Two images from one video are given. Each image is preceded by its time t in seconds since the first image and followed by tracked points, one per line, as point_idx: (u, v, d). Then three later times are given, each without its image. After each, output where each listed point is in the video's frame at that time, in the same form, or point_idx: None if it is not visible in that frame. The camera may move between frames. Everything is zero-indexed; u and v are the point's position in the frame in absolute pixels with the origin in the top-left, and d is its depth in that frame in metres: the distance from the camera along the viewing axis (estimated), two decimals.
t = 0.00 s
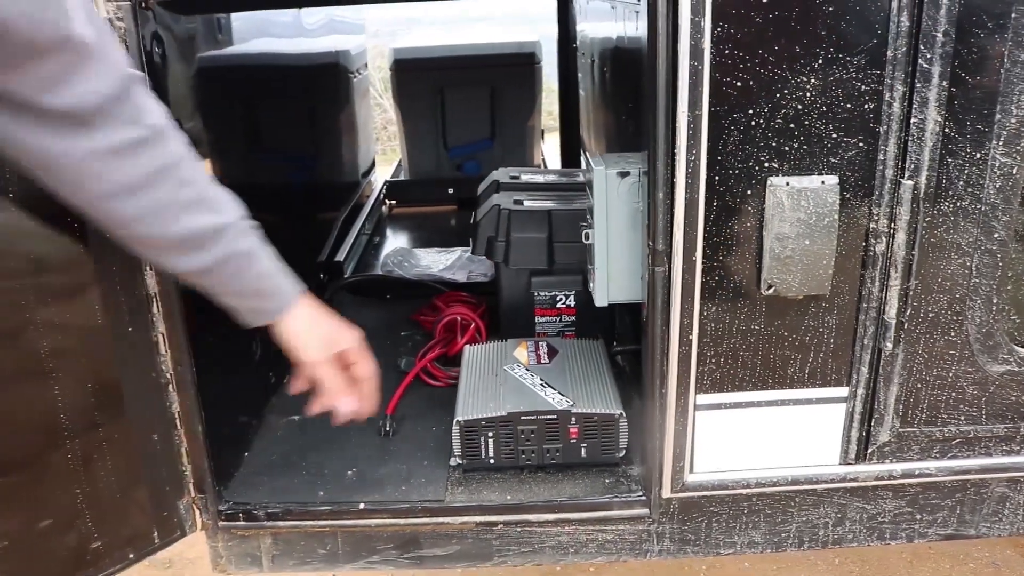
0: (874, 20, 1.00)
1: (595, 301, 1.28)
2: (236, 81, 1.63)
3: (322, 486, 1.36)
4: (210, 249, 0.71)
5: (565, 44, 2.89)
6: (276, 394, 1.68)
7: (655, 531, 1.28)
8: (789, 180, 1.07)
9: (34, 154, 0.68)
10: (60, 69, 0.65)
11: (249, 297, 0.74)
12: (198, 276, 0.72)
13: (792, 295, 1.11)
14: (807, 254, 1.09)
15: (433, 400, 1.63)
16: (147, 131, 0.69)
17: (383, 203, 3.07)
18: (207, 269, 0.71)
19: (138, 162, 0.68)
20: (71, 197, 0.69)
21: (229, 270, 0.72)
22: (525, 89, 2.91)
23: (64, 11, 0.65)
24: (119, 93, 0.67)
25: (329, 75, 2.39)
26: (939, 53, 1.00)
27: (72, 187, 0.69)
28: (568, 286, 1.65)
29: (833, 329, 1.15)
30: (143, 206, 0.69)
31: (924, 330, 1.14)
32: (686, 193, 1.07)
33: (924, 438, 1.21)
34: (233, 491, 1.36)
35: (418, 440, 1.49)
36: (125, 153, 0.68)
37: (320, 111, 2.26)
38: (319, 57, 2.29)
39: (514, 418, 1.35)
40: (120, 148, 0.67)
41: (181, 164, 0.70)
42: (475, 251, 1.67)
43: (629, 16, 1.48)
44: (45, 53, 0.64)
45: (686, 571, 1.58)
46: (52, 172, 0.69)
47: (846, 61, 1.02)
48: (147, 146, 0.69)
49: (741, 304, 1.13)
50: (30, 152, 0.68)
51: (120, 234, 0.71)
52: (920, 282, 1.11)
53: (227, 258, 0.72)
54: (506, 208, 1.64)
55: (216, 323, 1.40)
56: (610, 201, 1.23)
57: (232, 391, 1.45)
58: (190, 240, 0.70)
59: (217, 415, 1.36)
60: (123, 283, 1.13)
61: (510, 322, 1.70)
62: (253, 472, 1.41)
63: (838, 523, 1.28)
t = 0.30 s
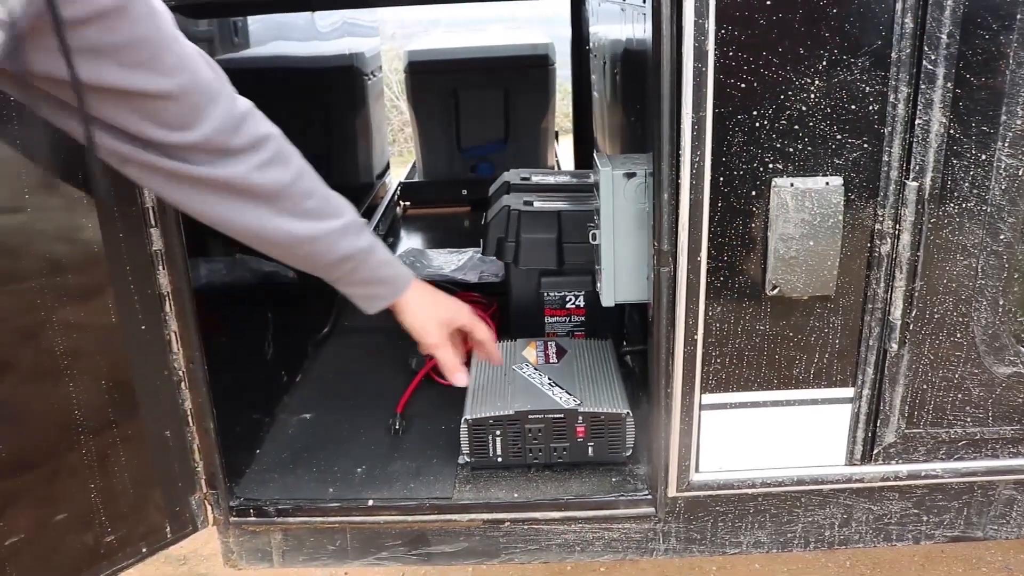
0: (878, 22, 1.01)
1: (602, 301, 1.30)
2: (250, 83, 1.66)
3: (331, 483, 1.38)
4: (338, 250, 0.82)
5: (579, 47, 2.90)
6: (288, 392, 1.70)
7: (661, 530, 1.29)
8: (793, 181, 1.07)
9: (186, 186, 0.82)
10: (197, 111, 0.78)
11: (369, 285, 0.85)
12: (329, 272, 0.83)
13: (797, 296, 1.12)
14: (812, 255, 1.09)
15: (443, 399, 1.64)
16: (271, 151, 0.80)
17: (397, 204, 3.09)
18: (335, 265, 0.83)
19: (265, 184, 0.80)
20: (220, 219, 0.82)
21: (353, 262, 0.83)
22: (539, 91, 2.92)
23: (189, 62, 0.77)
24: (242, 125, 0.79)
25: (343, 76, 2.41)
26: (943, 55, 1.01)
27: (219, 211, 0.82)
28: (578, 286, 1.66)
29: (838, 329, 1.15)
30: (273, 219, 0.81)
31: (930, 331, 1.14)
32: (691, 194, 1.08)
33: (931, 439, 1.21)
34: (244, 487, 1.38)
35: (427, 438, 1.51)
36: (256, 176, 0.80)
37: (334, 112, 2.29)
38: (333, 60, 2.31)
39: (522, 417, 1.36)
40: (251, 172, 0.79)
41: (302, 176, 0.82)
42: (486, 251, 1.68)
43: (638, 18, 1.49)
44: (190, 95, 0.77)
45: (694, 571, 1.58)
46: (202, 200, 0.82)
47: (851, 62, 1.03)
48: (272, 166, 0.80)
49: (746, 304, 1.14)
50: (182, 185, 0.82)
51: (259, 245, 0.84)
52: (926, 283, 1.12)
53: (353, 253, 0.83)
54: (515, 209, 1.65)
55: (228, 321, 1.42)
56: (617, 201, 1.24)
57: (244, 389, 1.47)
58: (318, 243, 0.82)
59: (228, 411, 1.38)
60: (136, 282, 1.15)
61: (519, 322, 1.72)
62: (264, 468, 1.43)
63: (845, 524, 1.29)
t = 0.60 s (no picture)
0: (883, 19, 1.02)
1: (609, 296, 1.31)
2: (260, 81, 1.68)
3: (341, 476, 1.39)
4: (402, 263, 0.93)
5: (588, 44, 2.91)
6: (298, 386, 1.72)
7: (668, 524, 1.30)
8: (799, 177, 1.08)
9: (255, 209, 0.88)
10: (268, 140, 0.84)
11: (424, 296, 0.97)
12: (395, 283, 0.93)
13: (803, 290, 1.13)
14: (817, 250, 1.10)
15: (451, 393, 1.66)
16: (337, 173, 0.88)
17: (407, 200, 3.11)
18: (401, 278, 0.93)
19: (336, 206, 0.88)
20: (289, 238, 0.90)
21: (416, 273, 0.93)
22: (547, 88, 2.93)
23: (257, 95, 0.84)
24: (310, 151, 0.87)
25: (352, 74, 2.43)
26: (948, 51, 1.01)
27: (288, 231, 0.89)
28: (586, 282, 1.69)
29: (844, 324, 1.16)
30: (344, 238, 0.90)
31: (936, 325, 1.15)
32: (697, 189, 1.09)
33: (936, 433, 1.21)
34: (255, 480, 1.39)
35: (436, 432, 1.52)
36: (327, 200, 0.87)
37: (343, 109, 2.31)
38: (342, 58, 2.33)
39: (530, 411, 1.38)
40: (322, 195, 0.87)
41: (364, 195, 0.90)
42: (494, 247, 1.70)
43: (645, 16, 1.50)
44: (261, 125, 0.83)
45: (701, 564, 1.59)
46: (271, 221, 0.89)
47: (856, 59, 1.03)
48: (339, 188, 0.88)
49: (752, 299, 1.15)
50: (252, 209, 0.88)
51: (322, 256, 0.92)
52: (931, 278, 1.12)
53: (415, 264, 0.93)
54: (524, 205, 1.64)
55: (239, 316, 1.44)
56: (624, 197, 1.25)
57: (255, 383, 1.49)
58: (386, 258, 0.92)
59: (239, 405, 1.40)
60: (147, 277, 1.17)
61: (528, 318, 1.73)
62: (275, 461, 1.44)
63: (851, 518, 1.29)
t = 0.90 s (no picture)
0: (878, 11, 1.02)
1: (609, 289, 1.32)
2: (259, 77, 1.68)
3: (343, 470, 1.40)
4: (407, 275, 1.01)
5: (585, 37, 2.91)
6: (300, 381, 1.73)
7: (668, 513, 1.31)
8: (796, 168, 1.09)
9: (270, 222, 0.94)
10: (290, 165, 0.89)
11: (433, 309, 1.06)
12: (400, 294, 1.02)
13: (801, 281, 1.14)
14: (814, 241, 1.12)
15: (453, 387, 1.67)
16: (355, 195, 0.95)
17: (405, 195, 3.11)
18: (408, 290, 1.02)
19: (351, 225, 0.95)
20: (301, 248, 0.96)
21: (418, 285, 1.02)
22: (545, 81, 2.93)
23: (279, 119, 0.87)
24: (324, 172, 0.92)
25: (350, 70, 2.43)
26: (943, 42, 1.02)
27: (302, 243, 0.96)
28: (586, 275, 1.69)
29: (842, 314, 1.17)
30: (356, 253, 0.97)
31: (932, 314, 1.16)
32: (695, 182, 1.10)
33: (934, 421, 1.23)
34: (258, 474, 1.40)
35: (438, 426, 1.53)
36: (343, 219, 0.94)
37: (341, 105, 2.31)
38: (339, 54, 2.34)
39: (531, 404, 1.38)
40: (339, 215, 0.94)
41: (375, 212, 0.97)
42: (493, 241, 1.70)
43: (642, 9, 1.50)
44: (290, 153, 0.88)
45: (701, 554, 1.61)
46: (286, 233, 0.95)
47: (852, 50, 1.04)
48: (357, 210, 0.95)
49: (750, 290, 1.16)
50: (268, 222, 0.94)
51: (339, 271, 0.99)
52: (928, 268, 1.13)
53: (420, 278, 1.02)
54: (522, 199, 1.66)
55: (240, 312, 1.45)
56: (623, 190, 1.26)
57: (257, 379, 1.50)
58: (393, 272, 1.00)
59: (241, 400, 1.41)
60: (150, 273, 1.17)
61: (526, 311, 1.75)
62: (278, 456, 1.45)
63: (850, 505, 1.31)
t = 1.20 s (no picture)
0: (869, 13, 1.04)
1: (602, 287, 1.33)
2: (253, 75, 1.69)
3: (339, 466, 1.41)
4: (406, 277, 1.02)
5: (578, 37, 2.92)
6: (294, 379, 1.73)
7: (661, 510, 1.32)
8: (788, 168, 1.11)
9: (271, 224, 0.95)
10: (291, 168, 0.90)
11: (431, 310, 1.07)
12: (398, 296, 1.03)
13: (793, 279, 1.15)
14: (805, 240, 1.13)
15: (446, 384, 1.68)
16: (355, 199, 0.96)
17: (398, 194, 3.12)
18: (407, 292, 1.03)
19: (351, 228, 0.96)
20: (302, 250, 0.97)
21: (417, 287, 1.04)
22: (537, 80, 2.94)
23: (281, 123, 0.88)
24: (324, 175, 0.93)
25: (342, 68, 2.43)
26: (932, 44, 1.04)
27: (302, 246, 0.97)
28: (579, 273, 1.71)
29: (832, 312, 1.19)
30: (356, 256, 0.98)
31: (921, 312, 1.17)
32: (688, 181, 1.11)
33: (923, 418, 1.24)
34: (254, 471, 1.40)
35: (432, 423, 1.54)
36: (343, 222, 0.95)
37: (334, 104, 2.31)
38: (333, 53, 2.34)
39: (525, 400, 1.40)
40: (340, 218, 0.94)
41: (375, 215, 0.98)
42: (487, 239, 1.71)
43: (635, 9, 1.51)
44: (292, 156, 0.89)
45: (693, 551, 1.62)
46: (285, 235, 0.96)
47: (843, 52, 1.06)
48: (357, 213, 0.96)
49: (742, 288, 1.17)
50: (268, 224, 0.95)
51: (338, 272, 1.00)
52: (917, 266, 1.15)
53: (417, 280, 1.03)
54: (516, 198, 1.67)
55: (235, 309, 1.45)
56: (618, 189, 1.27)
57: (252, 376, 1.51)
58: (392, 274, 1.01)
59: (237, 397, 1.42)
60: (147, 270, 1.18)
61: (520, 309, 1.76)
62: (273, 452, 1.46)
63: (840, 501, 1.32)
